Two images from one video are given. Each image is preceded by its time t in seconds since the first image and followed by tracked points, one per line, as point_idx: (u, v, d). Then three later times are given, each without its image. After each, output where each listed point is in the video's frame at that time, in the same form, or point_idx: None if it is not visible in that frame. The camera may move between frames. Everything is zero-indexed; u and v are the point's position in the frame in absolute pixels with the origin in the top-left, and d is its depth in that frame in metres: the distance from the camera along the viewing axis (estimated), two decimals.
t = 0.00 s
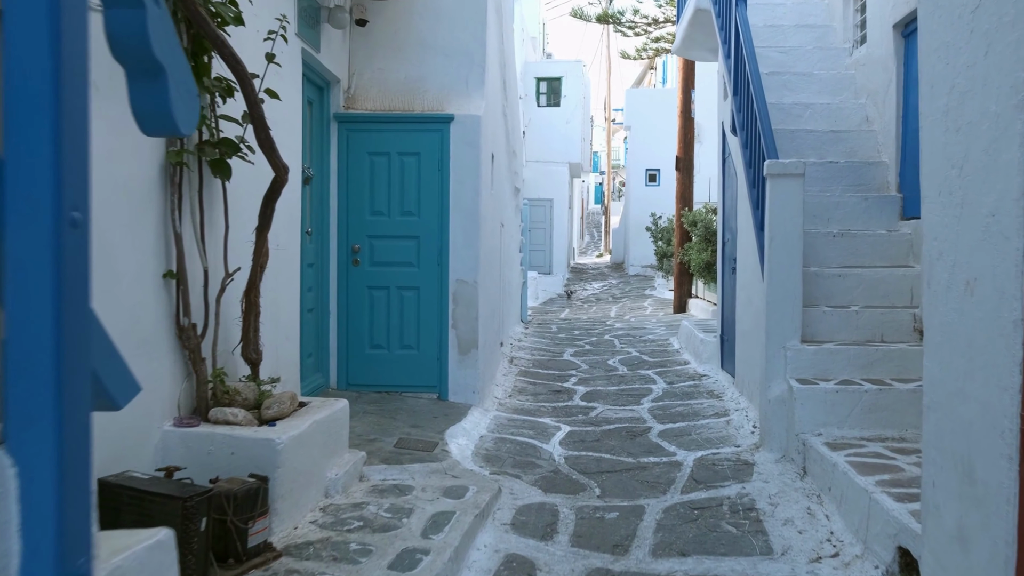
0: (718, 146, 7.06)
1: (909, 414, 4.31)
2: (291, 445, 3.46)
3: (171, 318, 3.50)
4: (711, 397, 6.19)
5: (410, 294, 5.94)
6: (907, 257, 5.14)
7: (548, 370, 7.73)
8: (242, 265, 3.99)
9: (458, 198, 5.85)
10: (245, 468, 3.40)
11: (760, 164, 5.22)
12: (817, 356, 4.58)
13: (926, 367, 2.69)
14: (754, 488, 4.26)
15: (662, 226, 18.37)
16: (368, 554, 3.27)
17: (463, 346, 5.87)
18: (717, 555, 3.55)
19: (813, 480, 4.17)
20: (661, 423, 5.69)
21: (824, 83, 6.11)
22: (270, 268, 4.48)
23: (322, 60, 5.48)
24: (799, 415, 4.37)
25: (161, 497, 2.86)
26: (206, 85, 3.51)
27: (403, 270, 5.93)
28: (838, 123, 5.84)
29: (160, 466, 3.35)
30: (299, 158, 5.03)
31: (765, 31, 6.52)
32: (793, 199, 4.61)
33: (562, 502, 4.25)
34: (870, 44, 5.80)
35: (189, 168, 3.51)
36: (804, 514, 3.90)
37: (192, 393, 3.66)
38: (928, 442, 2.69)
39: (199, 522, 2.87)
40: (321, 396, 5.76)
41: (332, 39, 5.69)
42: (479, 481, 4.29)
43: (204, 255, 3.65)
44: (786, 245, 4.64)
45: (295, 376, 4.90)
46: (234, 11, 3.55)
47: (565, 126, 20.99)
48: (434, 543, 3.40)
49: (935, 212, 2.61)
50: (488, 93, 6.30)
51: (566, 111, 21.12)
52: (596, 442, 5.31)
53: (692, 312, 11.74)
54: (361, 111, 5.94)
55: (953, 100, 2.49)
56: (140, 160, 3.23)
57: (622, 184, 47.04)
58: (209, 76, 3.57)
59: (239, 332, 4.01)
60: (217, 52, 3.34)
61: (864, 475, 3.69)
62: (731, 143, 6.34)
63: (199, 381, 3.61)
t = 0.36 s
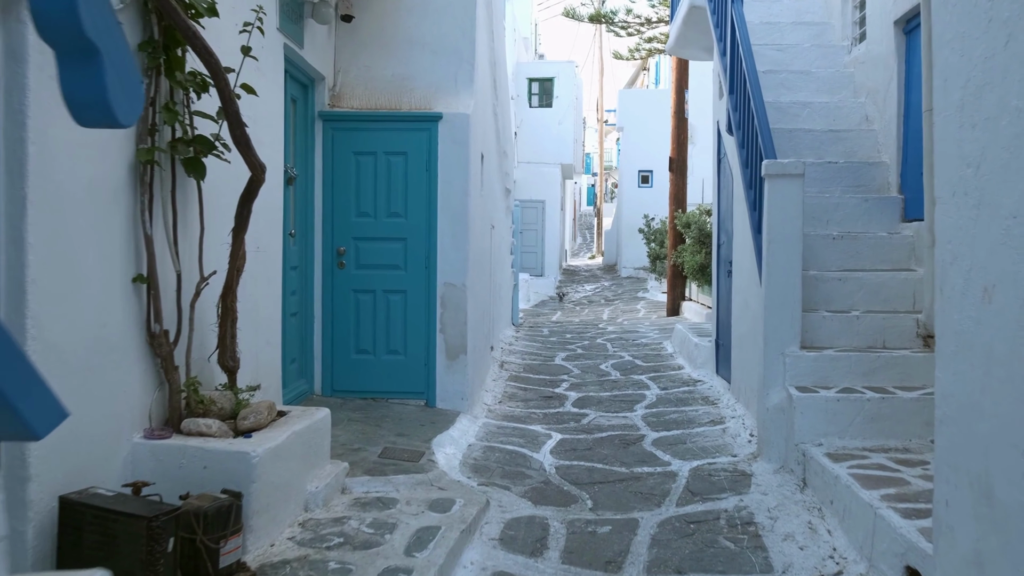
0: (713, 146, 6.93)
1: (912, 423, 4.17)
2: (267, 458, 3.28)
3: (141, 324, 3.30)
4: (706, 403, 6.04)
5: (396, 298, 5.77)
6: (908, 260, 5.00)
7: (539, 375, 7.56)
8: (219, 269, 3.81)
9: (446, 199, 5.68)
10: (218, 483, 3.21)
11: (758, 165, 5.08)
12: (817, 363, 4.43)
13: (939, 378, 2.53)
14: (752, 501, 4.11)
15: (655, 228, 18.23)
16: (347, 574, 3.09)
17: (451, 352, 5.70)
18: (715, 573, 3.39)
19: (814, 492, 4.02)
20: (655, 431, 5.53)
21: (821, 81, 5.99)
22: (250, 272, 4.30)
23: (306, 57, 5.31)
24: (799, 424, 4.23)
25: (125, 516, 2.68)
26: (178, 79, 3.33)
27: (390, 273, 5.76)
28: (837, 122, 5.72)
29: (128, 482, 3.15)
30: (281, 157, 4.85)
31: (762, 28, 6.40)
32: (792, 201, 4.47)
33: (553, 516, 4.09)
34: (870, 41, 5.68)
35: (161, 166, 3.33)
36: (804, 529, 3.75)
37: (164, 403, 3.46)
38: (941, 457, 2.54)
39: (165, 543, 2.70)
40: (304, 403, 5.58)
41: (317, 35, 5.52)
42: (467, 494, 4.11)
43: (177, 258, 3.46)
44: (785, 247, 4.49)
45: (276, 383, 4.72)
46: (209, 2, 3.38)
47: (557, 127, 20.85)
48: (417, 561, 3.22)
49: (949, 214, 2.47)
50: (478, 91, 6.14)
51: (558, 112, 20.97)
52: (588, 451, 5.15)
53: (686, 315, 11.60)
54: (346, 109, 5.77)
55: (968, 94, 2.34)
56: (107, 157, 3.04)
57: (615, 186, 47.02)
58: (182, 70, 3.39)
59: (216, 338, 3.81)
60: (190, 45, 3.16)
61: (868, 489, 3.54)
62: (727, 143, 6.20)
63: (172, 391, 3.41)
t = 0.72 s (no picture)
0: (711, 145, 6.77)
1: (920, 433, 4.03)
2: (245, 474, 3.10)
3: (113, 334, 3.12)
4: (705, 410, 5.88)
5: (386, 302, 5.59)
6: (914, 263, 4.87)
7: (533, 379, 7.39)
8: (197, 274, 3.64)
9: (438, 200, 5.51)
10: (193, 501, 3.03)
11: (759, 165, 4.92)
12: (821, 370, 4.29)
13: (957, 394, 2.38)
14: (754, 515, 3.96)
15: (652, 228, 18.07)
16: None
17: (443, 357, 5.53)
18: None
19: (819, 506, 3.87)
20: (652, 439, 5.37)
21: (823, 78, 5.86)
22: (232, 276, 4.13)
23: (293, 53, 5.13)
24: (803, 435, 4.09)
25: (89, 540, 2.52)
26: (152, 75, 3.15)
27: (379, 276, 5.58)
28: (839, 121, 5.60)
29: (96, 501, 2.98)
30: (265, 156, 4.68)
31: (762, 25, 6.26)
32: (795, 202, 4.32)
33: (547, 530, 3.93)
34: (874, 38, 5.55)
35: (134, 167, 3.14)
36: (809, 546, 3.60)
37: (138, 415, 3.28)
38: (958, 478, 2.39)
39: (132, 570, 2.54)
40: (291, 410, 5.40)
41: (304, 30, 5.35)
42: (457, 507, 3.95)
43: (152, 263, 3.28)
44: (788, 251, 4.34)
45: (261, 390, 4.56)
46: None
47: (553, 126, 20.69)
48: None
49: (970, 218, 2.32)
50: (471, 89, 5.97)
51: (554, 110, 20.80)
52: (583, 460, 4.99)
53: (684, 317, 11.45)
54: (334, 107, 5.59)
55: (992, 91, 2.19)
56: (74, 157, 2.86)
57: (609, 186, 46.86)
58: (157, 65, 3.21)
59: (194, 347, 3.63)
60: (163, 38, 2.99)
61: (876, 504, 3.39)
62: (726, 142, 6.05)
63: (146, 402, 3.23)
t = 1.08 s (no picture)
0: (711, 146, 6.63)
1: (930, 445, 3.88)
2: (222, 491, 2.92)
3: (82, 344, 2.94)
4: (704, 417, 5.73)
5: (376, 307, 5.42)
6: (922, 267, 4.73)
7: (529, 385, 7.22)
8: (174, 280, 3.46)
9: (429, 201, 5.34)
10: (166, 522, 2.85)
11: (761, 165, 4.77)
12: (826, 378, 4.15)
13: (980, 410, 2.23)
14: (757, 530, 3.79)
15: (648, 230, 17.93)
16: None
17: (435, 364, 5.36)
18: None
19: (825, 520, 3.72)
20: (651, 448, 5.21)
21: (826, 77, 5.75)
22: (214, 281, 3.96)
23: (279, 49, 4.96)
24: (807, 446, 3.94)
25: (50, 568, 2.33)
26: (123, 70, 2.98)
27: (369, 280, 5.41)
28: (843, 120, 5.50)
29: (63, 523, 2.80)
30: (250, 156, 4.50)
31: (763, 22, 6.13)
32: (798, 204, 4.17)
33: (542, 546, 3.76)
34: (879, 35, 5.45)
35: (105, 167, 2.97)
36: (816, 563, 3.44)
37: (111, 429, 3.10)
38: (982, 499, 2.24)
39: None
40: (277, 419, 5.23)
41: (291, 27, 5.19)
42: (448, 523, 3.78)
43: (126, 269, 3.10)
44: (792, 254, 4.19)
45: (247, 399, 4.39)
46: None
47: (548, 126, 20.55)
48: None
49: (995, 223, 2.17)
50: (465, 87, 5.82)
51: (549, 111, 20.66)
52: (580, 470, 4.82)
53: (681, 320, 11.31)
54: (323, 106, 5.42)
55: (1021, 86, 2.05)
56: (38, 156, 2.68)
57: (605, 186, 46.74)
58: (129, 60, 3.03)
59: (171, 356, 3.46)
60: (134, 31, 2.81)
61: (887, 521, 3.24)
62: (726, 141, 5.91)
63: (118, 417, 3.05)
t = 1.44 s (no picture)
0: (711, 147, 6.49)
1: (942, 456, 3.73)
2: (198, 509, 2.74)
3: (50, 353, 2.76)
4: (705, 425, 5.57)
5: (367, 312, 5.26)
6: (930, 270, 4.59)
7: (525, 391, 7.06)
8: (151, 284, 3.30)
9: (422, 203, 5.18)
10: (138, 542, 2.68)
11: (764, 165, 4.63)
12: (833, 386, 4.00)
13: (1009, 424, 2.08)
14: (763, 545, 3.64)
15: (646, 232, 17.78)
16: None
17: (428, 370, 5.20)
18: None
19: (833, 535, 3.56)
20: (651, 457, 5.05)
21: (829, 76, 5.63)
22: (196, 285, 3.80)
23: (267, 45, 4.81)
24: (814, 457, 3.79)
25: None
26: (94, 62, 2.81)
27: (360, 284, 5.25)
28: (848, 119, 5.38)
29: (28, 544, 2.62)
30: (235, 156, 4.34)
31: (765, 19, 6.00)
32: (804, 205, 4.03)
33: (537, 562, 3.59)
34: (884, 31, 5.33)
35: (74, 166, 2.80)
36: None
37: (82, 443, 2.93)
38: (1011, 521, 2.08)
39: None
40: (265, 427, 5.06)
41: (280, 23, 5.03)
42: (440, 538, 3.62)
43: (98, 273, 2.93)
44: (797, 258, 4.04)
45: (232, 408, 4.22)
46: None
47: (545, 128, 20.40)
48: None
49: None
50: (459, 86, 5.66)
51: (546, 113, 20.52)
52: (577, 481, 4.66)
53: (680, 324, 11.16)
54: (312, 105, 5.26)
55: None
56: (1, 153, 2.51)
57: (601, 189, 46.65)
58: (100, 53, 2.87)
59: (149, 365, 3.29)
60: (104, 21, 2.65)
61: (901, 538, 3.08)
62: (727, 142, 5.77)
63: (90, 429, 2.88)
